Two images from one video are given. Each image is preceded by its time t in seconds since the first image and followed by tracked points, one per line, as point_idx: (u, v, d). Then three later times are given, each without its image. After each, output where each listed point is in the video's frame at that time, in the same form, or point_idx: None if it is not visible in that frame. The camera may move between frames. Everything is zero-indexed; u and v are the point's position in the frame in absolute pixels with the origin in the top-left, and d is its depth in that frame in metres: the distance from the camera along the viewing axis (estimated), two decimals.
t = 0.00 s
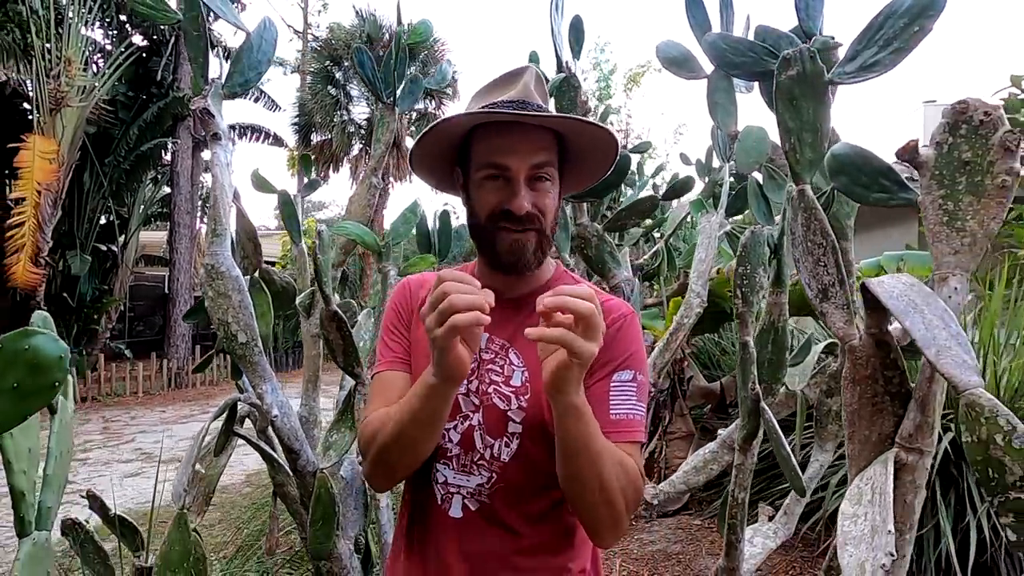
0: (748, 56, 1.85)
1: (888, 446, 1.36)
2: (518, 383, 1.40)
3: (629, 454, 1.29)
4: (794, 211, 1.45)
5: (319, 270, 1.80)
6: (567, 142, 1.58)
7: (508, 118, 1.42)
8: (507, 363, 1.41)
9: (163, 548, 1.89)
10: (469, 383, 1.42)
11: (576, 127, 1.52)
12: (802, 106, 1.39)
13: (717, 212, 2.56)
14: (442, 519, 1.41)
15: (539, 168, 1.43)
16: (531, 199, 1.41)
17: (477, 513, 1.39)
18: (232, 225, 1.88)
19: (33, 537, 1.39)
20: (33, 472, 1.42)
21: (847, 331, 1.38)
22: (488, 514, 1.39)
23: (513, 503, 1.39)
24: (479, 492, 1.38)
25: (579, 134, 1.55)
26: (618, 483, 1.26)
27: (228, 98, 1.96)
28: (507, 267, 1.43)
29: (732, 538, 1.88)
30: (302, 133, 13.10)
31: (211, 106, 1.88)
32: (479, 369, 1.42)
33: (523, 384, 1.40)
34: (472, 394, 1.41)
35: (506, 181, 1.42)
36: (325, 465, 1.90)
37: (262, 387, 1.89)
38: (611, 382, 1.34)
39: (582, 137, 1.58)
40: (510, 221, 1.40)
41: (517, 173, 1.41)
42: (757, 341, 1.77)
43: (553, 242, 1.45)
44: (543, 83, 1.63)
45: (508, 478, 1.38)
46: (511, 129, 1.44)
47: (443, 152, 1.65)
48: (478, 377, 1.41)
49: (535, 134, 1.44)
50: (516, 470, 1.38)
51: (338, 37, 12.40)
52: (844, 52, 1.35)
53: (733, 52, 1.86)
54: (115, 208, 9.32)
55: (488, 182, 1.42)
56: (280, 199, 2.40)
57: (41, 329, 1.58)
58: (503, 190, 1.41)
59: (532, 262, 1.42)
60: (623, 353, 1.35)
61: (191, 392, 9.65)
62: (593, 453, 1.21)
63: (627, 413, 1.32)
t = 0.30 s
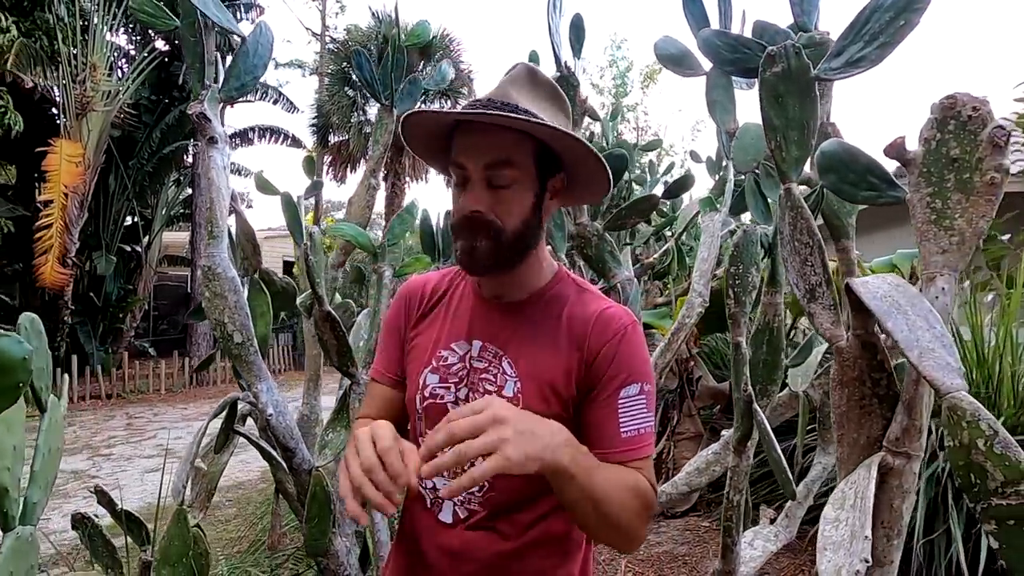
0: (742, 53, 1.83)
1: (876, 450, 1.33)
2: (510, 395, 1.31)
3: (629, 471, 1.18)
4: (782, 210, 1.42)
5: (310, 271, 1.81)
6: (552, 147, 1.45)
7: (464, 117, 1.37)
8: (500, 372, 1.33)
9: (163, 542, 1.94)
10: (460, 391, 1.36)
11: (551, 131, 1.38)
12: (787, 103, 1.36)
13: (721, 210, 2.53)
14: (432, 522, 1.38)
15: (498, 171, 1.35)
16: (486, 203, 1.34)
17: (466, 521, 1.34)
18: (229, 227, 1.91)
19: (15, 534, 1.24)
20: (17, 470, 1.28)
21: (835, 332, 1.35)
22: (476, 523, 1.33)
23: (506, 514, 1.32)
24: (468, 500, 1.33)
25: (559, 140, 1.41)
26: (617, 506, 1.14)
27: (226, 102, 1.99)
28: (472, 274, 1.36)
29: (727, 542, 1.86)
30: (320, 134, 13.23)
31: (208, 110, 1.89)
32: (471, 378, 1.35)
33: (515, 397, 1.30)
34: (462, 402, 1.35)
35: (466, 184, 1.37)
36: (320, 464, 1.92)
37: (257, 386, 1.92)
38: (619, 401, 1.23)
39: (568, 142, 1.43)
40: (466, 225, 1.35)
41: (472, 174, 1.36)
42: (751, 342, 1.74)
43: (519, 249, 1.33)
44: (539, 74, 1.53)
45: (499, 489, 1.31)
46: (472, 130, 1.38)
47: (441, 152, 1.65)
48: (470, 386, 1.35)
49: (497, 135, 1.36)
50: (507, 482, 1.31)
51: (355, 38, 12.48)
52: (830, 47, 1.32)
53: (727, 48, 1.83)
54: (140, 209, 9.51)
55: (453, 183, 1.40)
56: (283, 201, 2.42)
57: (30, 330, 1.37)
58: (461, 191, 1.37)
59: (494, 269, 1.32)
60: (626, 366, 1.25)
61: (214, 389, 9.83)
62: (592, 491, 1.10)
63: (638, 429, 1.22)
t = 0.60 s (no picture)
0: (741, 51, 1.81)
1: (871, 456, 1.30)
2: (491, 406, 1.32)
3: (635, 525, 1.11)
4: (775, 212, 1.40)
5: (310, 272, 1.83)
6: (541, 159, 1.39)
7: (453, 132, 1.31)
8: (484, 382, 1.34)
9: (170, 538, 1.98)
10: (447, 397, 1.38)
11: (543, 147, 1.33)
12: (780, 102, 1.34)
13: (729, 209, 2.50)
14: (421, 519, 1.40)
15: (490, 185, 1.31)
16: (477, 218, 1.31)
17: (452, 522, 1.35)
18: (233, 229, 1.94)
19: (13, 528, 1.29)
20: (15, 465, 1.34)
21: (829, 336, 1.32)
22: (461, 524, 1.33)
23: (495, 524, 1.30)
24: (453, 502, 1.35)
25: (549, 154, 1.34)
26: (620, 557, 1.05)
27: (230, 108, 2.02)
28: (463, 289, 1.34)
29: (728, 545, 1.84)
30: (340, 135, 13.37)
31: (212, 116, 1.92)
32: (457, 385, 1.37)
33: (496, 408, 1.31)
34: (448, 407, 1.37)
35: (453, 200, 1.34)
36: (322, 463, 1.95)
37: (260, 386, 1.95)
38: (616, 424, 1.20)
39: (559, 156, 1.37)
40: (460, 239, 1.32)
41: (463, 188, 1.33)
42: (752, 344, 1.72)
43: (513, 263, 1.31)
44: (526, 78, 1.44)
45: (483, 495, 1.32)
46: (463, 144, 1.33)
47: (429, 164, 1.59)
48: (456, 393, 1.37)
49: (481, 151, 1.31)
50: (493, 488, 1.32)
51: (374, 39, 12.59)
52: (823, 46, 1.30)
53: (726, 46, 1.81)
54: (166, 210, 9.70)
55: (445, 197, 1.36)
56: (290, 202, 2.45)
57: (30, 333, 1.44)
58: (454, 207, 1.34)
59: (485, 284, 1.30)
60: (622, 389, 1.22)
61: (239, 387, 10.01)
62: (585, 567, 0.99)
63: (639, 455, 1.20)
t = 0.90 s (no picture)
0: (744, 50, 1.81)
1: (866, 456, 1.30)
2: (487, 401, 1.34)
3: (623, 519, 1.14)
4: (772, 211, 1.40)
5: (318, 273, 1.87)
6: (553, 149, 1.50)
7: (475, 122, 1.39)
8: (480, 378, 1.36)
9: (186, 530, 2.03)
10: (444, 394, 1.40)
11: (555, 137, 1.45)
12: (774, 101, 1.34)
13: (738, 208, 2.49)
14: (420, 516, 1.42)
15: (512, 171, 1.40)
16: (500, 205, 1.39)
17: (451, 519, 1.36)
18: (245, 231, 1.98)
19: (30, 516, 1.33)
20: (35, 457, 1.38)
21: (824, 335, 1.32)
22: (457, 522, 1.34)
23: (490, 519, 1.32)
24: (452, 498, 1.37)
25: (566, 141, 1.46)
26: (602, 554, 1.08)
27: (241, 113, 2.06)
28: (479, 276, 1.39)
29: (732, 545, 1.84)
30: (361, 136, 13.53)
31: (225, 121, 1.97)
32: (454, 382, 1.39)
33: (491, 403, 1.33)
34: (445, 404, 1.39)
35: (476, 186, 1.40)
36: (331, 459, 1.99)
37: (270, 383, 2.00)
38: (606, 417, 1.21)
39: (567, 145, 1.49)
40: (481, 227, 1.39)
41: (486, 177, 1.40)
42: (754, 344, 1.72)
43: (531, 247, 1.40)
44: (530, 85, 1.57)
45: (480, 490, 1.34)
46: (482, 135, 1.41)
47: (437, 158, 1.67)
48: (452, 390, 1.39)
49: (507, 137, 1.40)
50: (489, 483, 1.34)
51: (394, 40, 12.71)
52: (816, 45, 1.29)
53: (728, 45, 1.81)
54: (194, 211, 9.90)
55: (461, 187, 1.42)
56: (303, 204, 2.50)
57: (50, 331, 1.48)
58: (474, 195, 1.40)
59: (504, 268, 1.36)
60: (612, 382, 1.23)
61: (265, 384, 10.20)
62: (562, 569, 1.04)
63: (631, 447, 1.20)
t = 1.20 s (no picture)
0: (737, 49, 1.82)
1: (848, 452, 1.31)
2: (477, 393, 1.36)
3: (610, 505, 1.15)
4: (756, 209, 1.41)
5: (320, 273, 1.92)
6: (543, 150, 1.54)
7: (470, 121, 1.42)
8: (470, 371, 1.38)
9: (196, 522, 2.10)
10: (434, 388, 1.42)
11: (546, 137, 1.49)
12: (755, 100, 1.35)
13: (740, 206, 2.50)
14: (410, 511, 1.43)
15: (505, 170, 1.43)
16: (494, 202, 1.41)
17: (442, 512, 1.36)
18: (252, 233, 2.04)
19: (40, 501, 1.40)
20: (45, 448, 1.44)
21: (805, 332, 1.33)
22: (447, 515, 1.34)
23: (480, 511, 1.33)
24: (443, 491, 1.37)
25: (555, 142, 1.50)
26: (591, 535, 1.10)
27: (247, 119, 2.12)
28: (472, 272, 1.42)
29: (728, 541, 1.85)
30: (382, 137, 13.71)
31: (231, 127, 2.03)
32: (445, 376, 1.41)
33: (481, 395, 1.35)
34: (435, 398, 1.42)
35: (472, 185, 1.43)
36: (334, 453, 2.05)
37: (275, 379, 2.06)
38: (593, 406, 1.23)
39: (556, 147, 1.53)
40: (475, 223, 1.42)
41: (480, 174, 1.43)
42: (746, 342, 1.73)
43: (524, 243, 1.42)
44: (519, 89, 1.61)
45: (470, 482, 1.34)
46: (476, 134, 1.44)
47: (427, 160, 1.70)
48: (443, 384, 1.41)
49: (501, 138, 1.43)
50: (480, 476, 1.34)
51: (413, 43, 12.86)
52: (797, 44, 1.30)
53: (722, 44, 1.83)
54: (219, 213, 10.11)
55: (455, 185, 1.45)
56: (310, 206, 2.56)
57: (59, 328, 1.55)
58: (468, 193, 1.43)
59: (497, 263, 1.39)
60: (598, 371, 1.25)
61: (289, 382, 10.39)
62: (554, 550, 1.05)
63: (618, 434, 1.22)
